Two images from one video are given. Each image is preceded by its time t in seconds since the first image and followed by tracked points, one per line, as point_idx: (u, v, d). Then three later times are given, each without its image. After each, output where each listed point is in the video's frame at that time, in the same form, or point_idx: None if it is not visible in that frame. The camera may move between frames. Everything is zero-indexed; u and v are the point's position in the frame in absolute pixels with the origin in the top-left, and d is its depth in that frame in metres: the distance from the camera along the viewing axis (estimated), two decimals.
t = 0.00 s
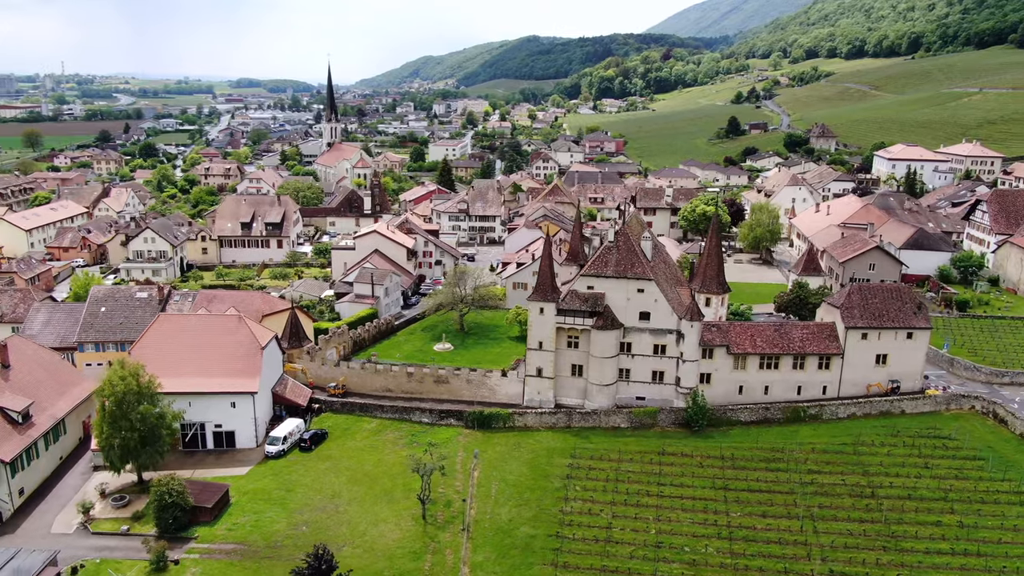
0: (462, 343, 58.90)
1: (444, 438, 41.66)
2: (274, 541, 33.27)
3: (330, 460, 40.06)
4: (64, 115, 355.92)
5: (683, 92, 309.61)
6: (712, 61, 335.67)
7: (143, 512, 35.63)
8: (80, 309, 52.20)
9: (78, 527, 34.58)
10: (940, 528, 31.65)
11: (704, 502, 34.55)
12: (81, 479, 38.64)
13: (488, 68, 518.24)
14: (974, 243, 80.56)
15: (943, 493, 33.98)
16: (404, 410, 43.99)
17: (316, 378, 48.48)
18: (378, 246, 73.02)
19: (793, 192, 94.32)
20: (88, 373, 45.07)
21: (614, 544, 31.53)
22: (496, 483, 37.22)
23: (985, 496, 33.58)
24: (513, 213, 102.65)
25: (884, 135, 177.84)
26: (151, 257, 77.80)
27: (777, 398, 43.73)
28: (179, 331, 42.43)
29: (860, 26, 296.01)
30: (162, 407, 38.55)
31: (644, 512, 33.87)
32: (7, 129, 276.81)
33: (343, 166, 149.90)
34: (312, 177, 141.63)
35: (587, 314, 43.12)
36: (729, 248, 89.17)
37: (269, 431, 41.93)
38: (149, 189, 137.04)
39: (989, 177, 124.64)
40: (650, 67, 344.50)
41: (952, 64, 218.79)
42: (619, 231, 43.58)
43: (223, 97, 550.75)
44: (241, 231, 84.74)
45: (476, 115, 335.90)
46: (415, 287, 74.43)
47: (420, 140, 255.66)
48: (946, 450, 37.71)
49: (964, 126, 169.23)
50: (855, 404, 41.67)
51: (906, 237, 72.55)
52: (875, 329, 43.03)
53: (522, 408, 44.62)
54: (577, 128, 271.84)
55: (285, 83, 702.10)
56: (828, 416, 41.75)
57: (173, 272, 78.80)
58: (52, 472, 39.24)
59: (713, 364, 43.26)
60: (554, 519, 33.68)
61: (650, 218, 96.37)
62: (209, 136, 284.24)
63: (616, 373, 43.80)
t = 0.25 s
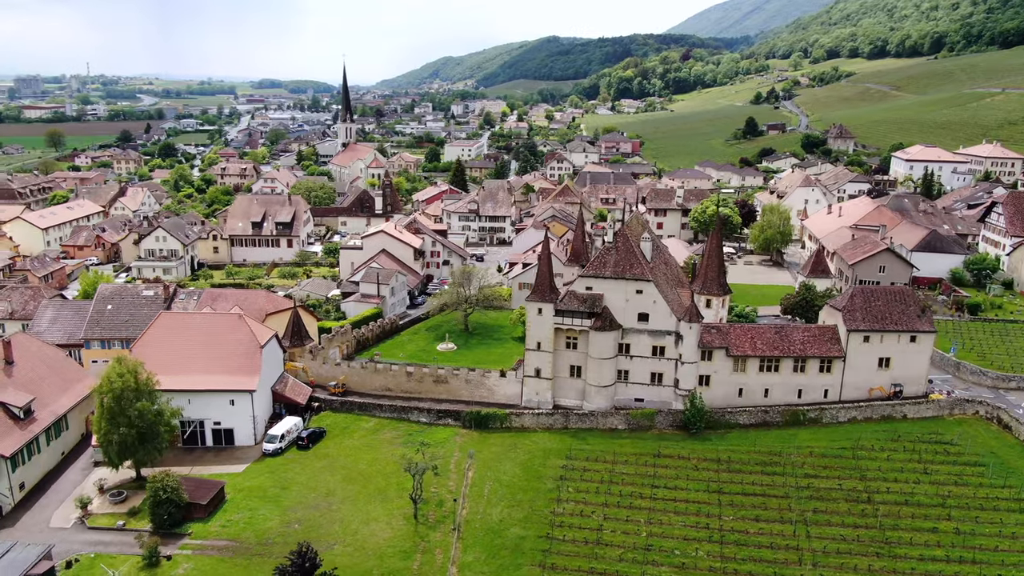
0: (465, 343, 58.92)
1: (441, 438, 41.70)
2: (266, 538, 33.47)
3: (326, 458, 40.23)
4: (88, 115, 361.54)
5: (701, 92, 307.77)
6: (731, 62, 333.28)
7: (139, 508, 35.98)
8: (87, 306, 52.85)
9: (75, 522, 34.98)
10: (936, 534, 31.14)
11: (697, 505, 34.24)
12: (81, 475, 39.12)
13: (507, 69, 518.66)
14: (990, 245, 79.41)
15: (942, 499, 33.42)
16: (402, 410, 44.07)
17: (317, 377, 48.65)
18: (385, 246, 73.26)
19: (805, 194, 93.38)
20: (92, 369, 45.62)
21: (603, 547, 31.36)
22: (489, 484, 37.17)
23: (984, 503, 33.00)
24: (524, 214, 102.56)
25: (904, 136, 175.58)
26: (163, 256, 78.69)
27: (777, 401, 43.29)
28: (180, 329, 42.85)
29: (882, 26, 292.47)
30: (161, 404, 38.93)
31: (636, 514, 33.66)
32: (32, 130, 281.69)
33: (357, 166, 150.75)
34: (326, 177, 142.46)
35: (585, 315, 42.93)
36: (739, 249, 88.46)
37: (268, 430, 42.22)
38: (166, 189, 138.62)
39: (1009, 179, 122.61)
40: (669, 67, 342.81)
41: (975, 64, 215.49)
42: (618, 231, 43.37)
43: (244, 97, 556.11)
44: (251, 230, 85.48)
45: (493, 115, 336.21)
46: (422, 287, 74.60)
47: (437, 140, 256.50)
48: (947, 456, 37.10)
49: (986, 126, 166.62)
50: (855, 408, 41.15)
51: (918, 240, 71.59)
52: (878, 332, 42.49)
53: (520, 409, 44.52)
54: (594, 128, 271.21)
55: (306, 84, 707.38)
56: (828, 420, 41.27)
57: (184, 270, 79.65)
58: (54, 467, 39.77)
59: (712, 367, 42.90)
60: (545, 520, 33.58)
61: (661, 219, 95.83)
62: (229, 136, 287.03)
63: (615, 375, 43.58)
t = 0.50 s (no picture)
0: (467, 343, 58.89)
1: (436, 437, 41.70)
2: (257, 536, 33.62)
3: (321, 457, 40.37)
4: (110, 115, 366.59)
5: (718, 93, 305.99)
6: (749, 62, 330.95)
7: (134, 504, 36.30)
8: (92, 304, 53.41)
9: (71, 517, 35.38)
10: (930, 541, 30.68)
11: (688, 508, 34.00)
12: (79, 470, 39.55)
13: (525, 70, 518.76)
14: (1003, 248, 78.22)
15: (937, 505, 32.92)
16: (399, 409, 44.12)
17: (316, 376, 48.72)
18: (391, 246, 73.40)
19: (816, 195, 92.42)
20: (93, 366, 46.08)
21: (591, 548, 31.22)
22: (481, 484, 37.10)
23: (980, 509, 32.46)
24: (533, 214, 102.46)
25: (922, 136, 173.52)
26: (172, 255, 79.45)
27: (776, 404, 42.86)
28: (179, 326, 43.18)
29: (903, 26, 289.25)
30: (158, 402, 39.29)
31: (626, 516, 33.45)
32: (54, 130, 286.08)
33: (370, 166, 151.46)
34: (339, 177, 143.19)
35: (581, 316, 42.71)
36: (748, 251, 87.78)
37: (265, 427, 42.45)
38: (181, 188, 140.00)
39: None
40: (687, 68, 341.19)
41: (996, 65, 212.46)
42: (616, 232, 43.17)
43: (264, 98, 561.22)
44: (260, 230, 86.07)
45: (509, 116, 336.32)
46: (427, 287, 74.69)
47: (451, 141, 257.15)
48: (945, 461, 36.57)
49: (1006, 128, 164.21)
50: (854, 411, 40.66)
51: (929, 241, 70.59)
52: (878, 334, 41.97)
53: (517, 409, 44.43)
54: (609, 129, 270.42)
55: (325, 84, 711.96)
56: (826, 424, 40.81)
57: (193, 269, 80.34)
58: (53, 463, 40.24)
59: (709, 369, 42.56)
60: (535, 521, 33.49)
61: (670, 220, 95.23)
62: (246, 136, 289.35)
63: (612, 376, 43.36)
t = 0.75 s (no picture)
0: (469, 343, 58.84)
1: (431, 437, 41.70)
2: (248, 533, 33.77)
3: (316, 455, 40.48)
4: (131, 115, 371.22)
5: (736, 93, 303.85)
6: (768, 62, 328.34)
7: (129, 500, 36.63)
8: (97, 302, 53.99)
9: (67, 513, 35.77)
10: (923, 547, 30.21)
11: (679, 511, 33.75)
12: (77, 466, 39.95)
13: (543, 70, 518.12)
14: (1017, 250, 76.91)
15: (933, 510, 32.40)
16: (395, 409, 44.17)
17: (315, 375, 48.86)
18: (397, 246, 73.50)
19: (827, 196, 91.42)
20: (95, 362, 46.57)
21: (578, 550, 31.07)
22: (473, 484, 37.03)
23: (976, 516, 31.89)
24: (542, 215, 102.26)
25: (941, 137, 171.27)
26: (181, 253, 80.19)
27: (774, 407, 42.46)
28: (178, 325, 43.46)
29: (925, 25, 285.60)
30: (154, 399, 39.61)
31: (616, 519, 33.28)
32: (75, 130, 289.98)
33: (382, 166, 151.94)
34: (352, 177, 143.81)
35: (578, 316, 42.53)
36: (757, 252, 87.01)
37: (262, 426, 42.65)
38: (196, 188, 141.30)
39: None
40: (705, 68, 339.03)
41: (1019, 65, 209.17)
42: (613, 232, 42.92)
43: (283, 98, 565.37)
44: (269, 229, 86.62)
45: (525, 116, 336.12)
46: (432, 287, 74.72)
47: (466, 141, 257.57)
48: (943, 467, 35.99)
49: None
50: (853, 415, 40.17)
51: (939, 244, 69.57)
52: (879, 338, 41.43)
53: (513, 410, 44.33)
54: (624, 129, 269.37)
55: (343, 85, 715.89)
56: (824, 427, 40.35)
57: (202, 267, 81.03)
58: (53, 458, 40.72)
59: (707, 371, 42.20)
60: (524, 523, 33.38)
61: (680, 221, 94.68)
62: (264, 137, 291.50)
63: (608, 377, 43.17)
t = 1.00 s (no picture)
0: (471, 343, 58.79)
1: (427, 437, 41.69)
2: (239, 531, 33.96)
3: (311, 454, 40.61)
4: (152, 116, 375.56)
5: (754, 94, 301.52)
6: (787, 63, 325.41)
7: (125, 497, 36.94)
8: (103, 300, 54.51)
9: (63, 508, 36.12)
10: (916, 554, 29.74)
11: (670, 514, 33.48)
12: (77, 462, 40.35)
13: (561, 71, 517.22)
14: None
15: (928, 517, 31.89)
16: (392, 409, 44.22)
17: (315, 374, 49.02)
18: (402, 246, 73.60)
19: (838, 198, 90.40)
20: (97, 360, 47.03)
21: (565, 552, 30.94)
22: (465, 484, 36.96)
23: (972, 523, 31.34)
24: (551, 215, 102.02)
25: (961, 138, 168.90)
26: (191, 252, 80.89)
27: (772, 410, 42.03)
28: (178, 323, 43.91)
29: (947, 24, 281.65)
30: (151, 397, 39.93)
31: (606, 521, 33.10)
32: (96, 130, 293.82)
33: (395, 166, 152.34)
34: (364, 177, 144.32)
35: (574, 317, 42.35)
36: (766, 254, 86.23)
37: (259, 424, 42.87)
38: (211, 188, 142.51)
39: None
40: (723, 68, 336.58)
41: None
42: (610, 233, 42.71)
43: (301, 99, 568.01)
44: (278, 228, 87.14)
45: (541, 117, 335.75)
46: (438, 287, 74.74)
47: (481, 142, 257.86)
48: (942, 472, 35.41)
49: None
50: (852, 419, 39.65)
51: (950, 246, 68.53)
52: (879, 340, 40.89)
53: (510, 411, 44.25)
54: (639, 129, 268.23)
55: (361, 85, 719.28)
56: (822, 431, 39.88)
57: (211, 266, 81.69)
58: (53, 454, 41.15)
59: (704, 373, 41.85)
60: (513, 524, 33.28)
61: (689, 222, 94.06)
62: (281, 137, 293.52)
63: (605, 379, 42.97)
